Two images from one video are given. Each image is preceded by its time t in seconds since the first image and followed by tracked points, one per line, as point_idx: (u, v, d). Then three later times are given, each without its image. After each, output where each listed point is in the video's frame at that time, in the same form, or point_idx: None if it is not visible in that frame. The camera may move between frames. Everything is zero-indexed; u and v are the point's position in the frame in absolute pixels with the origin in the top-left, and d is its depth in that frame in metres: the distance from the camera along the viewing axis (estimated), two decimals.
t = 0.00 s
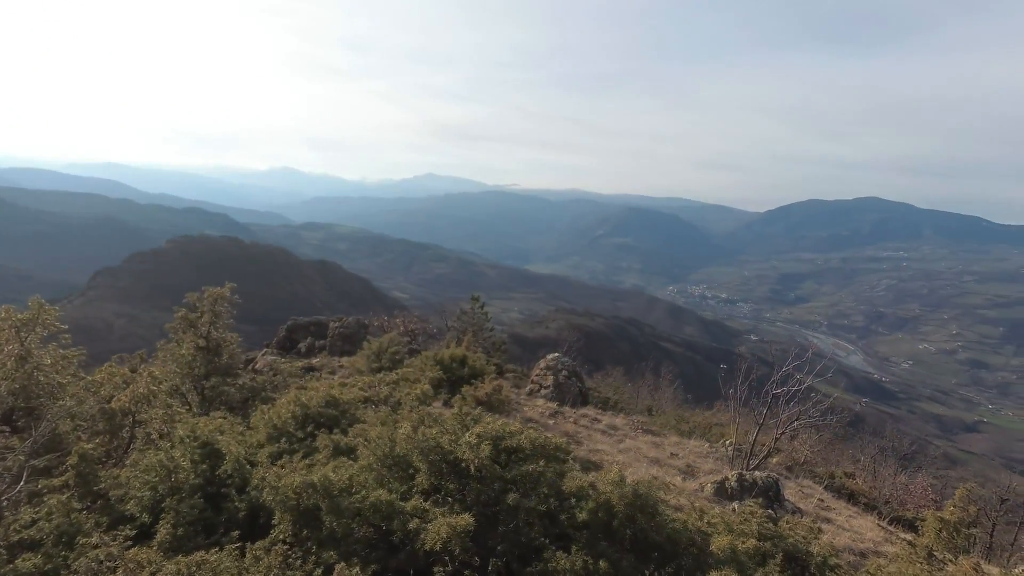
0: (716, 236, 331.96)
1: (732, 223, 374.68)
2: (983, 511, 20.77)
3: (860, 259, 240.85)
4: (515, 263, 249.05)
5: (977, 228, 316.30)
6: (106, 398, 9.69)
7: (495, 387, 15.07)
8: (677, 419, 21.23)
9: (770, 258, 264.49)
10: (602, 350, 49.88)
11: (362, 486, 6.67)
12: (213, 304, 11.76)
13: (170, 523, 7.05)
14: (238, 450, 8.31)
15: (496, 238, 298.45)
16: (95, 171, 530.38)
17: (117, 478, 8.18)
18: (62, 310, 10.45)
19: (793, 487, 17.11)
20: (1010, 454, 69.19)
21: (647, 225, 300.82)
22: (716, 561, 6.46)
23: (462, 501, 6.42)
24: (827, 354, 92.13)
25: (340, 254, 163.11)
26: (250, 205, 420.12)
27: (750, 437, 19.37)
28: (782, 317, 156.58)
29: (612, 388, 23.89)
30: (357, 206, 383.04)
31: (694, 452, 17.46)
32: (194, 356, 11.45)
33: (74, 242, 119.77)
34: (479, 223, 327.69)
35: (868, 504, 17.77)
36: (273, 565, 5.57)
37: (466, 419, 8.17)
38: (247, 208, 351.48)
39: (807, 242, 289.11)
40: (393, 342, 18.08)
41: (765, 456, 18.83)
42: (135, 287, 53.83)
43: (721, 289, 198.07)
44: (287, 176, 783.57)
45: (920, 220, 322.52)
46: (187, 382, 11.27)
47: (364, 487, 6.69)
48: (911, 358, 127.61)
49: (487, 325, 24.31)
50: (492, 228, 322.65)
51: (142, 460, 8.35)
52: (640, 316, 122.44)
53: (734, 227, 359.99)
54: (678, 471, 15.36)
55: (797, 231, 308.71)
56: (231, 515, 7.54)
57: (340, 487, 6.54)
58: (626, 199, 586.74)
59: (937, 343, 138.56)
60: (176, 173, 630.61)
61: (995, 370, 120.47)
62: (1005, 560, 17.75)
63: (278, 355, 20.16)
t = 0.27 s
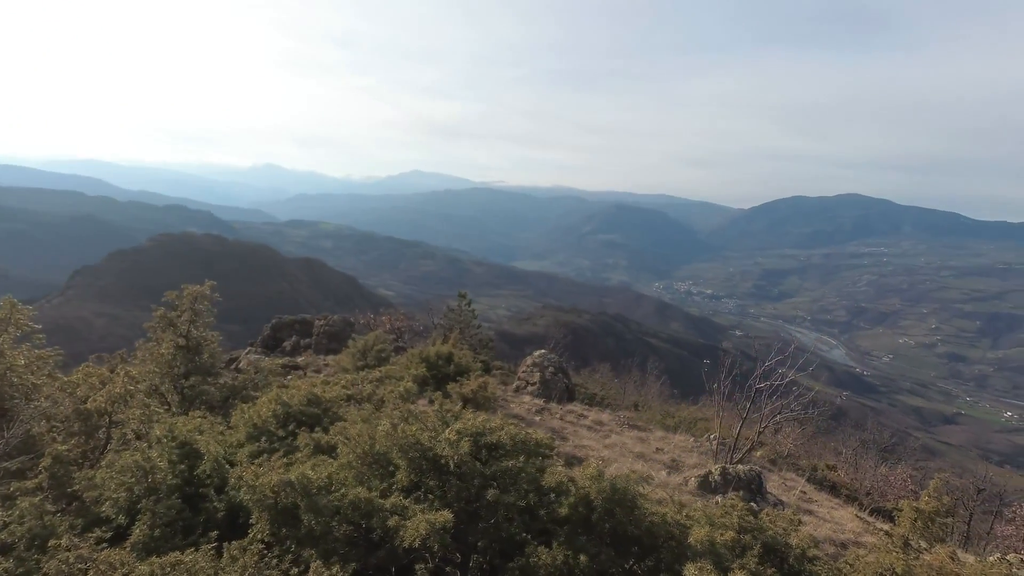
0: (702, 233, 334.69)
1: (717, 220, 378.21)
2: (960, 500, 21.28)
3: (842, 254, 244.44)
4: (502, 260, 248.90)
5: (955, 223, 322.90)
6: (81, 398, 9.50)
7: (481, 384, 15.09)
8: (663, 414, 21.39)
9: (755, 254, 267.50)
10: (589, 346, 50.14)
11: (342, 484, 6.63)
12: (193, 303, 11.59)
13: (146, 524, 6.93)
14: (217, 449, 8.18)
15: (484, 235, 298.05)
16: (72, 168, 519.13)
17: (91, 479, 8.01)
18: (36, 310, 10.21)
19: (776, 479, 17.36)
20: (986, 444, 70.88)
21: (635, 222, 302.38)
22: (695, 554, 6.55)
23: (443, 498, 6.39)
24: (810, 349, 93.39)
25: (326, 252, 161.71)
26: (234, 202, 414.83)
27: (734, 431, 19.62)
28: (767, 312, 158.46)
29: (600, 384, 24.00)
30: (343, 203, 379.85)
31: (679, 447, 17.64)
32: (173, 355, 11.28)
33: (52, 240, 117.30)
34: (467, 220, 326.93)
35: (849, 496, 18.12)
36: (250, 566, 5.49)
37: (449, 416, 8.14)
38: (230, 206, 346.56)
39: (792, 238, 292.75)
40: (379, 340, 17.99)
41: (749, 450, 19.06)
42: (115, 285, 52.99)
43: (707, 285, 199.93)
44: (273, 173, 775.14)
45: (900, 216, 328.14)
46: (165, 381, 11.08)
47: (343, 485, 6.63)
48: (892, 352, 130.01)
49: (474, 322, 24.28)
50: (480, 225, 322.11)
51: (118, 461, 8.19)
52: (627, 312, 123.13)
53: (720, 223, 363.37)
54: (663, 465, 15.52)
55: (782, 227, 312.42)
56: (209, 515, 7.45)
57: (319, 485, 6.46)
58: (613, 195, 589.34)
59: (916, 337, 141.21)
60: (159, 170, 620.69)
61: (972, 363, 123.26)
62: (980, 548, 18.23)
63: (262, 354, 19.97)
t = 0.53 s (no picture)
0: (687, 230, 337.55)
1: (701, 217, 381.93)
2: (937, 491, 21.82)
3: (823, 251, 248.51)
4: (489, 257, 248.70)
5: (932, 220, 329.68)
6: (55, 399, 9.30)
7: (466, 382, 15.11)
8: (647, 410, 21.57)
9: (739, 250, 270.22)
10: (575, 343, 50.40)
11: (320, 484, 6.56)
12: (171, 302, 11.43)
13: (120, 527, 6.82)
14: (194, 449, 8.06)
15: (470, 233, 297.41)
16: (46, 165, 506.34)
17: (64, 482, 7.86)
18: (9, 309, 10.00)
19: (758, 473, 17.62)
20: (962, 436, 72.53)
21: (621, 220, 304.03)
22: (672, 546, 6.63)
23: (420, 497, 6.36)
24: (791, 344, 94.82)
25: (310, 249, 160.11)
26: (216, 200, 408.67)
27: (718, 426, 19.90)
28: (750, 308, 160.43)
29: (585, 381, 24.13)
30: (328, 200, 376.15)
31: (663, 442, 17.81)
32: (150, 355, 11.10)
33: (26, 238, 114.50)
34: (454, 218, 326.08)
35: (829, 488, 18.50)
36: (225, 565, 5.46)
37: (427, 413, 8.12)
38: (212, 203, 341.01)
39: (775, 235, 296.51)
40: (363, 339, 17.95)
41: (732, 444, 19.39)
42: (92, 284, 52.04)
43: (691, 281, 201.83)
44: (255, 170, 764.61)
45: (879, 213, 334.19)
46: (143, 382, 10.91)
47: (321, 484, 6.57)
48: (872, 346, 132.42)
49: (460, 320, 24.25)
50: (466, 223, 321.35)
51: (92, 463, 8.03)
52: (612, 309, 123.86)
53: (704, 220, 366.92)
54: (647, 460, 15.64)
55: (765, 224, 316.27)
56: (186, 516, 7.34)
57: (296, 485, 6.38)
58: (599, 193, 591.79)
59: (895, 332, 144.01)
60: (138, 167, 609.03)
61: (949, 357, 125.99)
62: (955, 537, 18.75)
63: (246, 353, 19.78)
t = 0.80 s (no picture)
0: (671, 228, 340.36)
1: (685, 215, 385.49)
2: (914, 483, 22.34)
3: (804, 248, 252.32)
4: (474, 255, 248.25)
5: (909, 218, 336.96)
6: (24, 401, 9.09)
7: (449, 380, 15.13)
8: (631, 406, 21.72)
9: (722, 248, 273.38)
10: (560, 341, 50.62)
11: (295, 482, 6.48)
12: (146, 300, 11.27)
13: (90, 529, 6.69)
14: (168, 449, 7.92)
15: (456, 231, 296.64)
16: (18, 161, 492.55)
17: (34, 484, 7.67)
18: None
19: (740, 467, 17.87)
20: (938, 429, 74.22)
21: (606, 218, 305.63)
22: (646, 539, 6.72)
23: (398, 493, 6.31)
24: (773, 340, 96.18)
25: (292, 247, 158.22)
26: (196, 197, 401.78)
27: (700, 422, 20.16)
28: (733, 305, 162.49)
29: (570, 378, 24.24)
30: (311, 198, 372.01)
31: (647, 438, 17.98)
32: (125, 355, 10.92)
33: None
34: (439, 216, 324.93)
35: (809, 482, 18.83)
36: (197, 565, 5.37)
37: (405, 410, 8.08)
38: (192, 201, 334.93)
39: (757, 233, 300.52)
40: (346, 338, 17.85)
41: (714, 440, 19.64)
42: (68, 283, 51.00)
43: (675, 279, 203.75)
44: (237, 168, 753.06)
45: (858, 211, 340.42)
46: (117, 382, 10.73)
47: (296, 483, 6.48)
48: (851, 342, 134.93)
49: (445, 317, 24.22)
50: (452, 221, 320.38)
51: (62, 465, 7.86)
52: (597, 307, 124.48)
53: (687, 218, 370.57)
54: (629, 456, 15.78)
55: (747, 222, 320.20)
56: (160, 517, 7.21)
57: (270, 483, 6.29)
58: (584, 191, 594.04)
59: (873, 327, 146.86)
60: (115, 164, 596.11)
61: (925, 352, 128.91)
62: (930, 528, 19.23)
63: (227, 352, 19.54)
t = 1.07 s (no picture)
0: (655, 225, 343.24)
1: (668, 212, 388.98)
2: (889, 475, 22.89)
3: (783, 246, 256.24)
4: (458, 253, 247.67)
5: (885, 215, 344.15)
6: None
7: (429, 379, 15.16)
8: (613, 402, 21.90)
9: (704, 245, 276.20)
10: (544, 338, 50.85)
11: (268, 480, 6.35)
12: (117, 299, 11.04)
13: (56, 532, 6.50)
14: (137, 451, 7.74)
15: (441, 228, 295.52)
16: None
17: None
18: None
19: (719, 461, 18.13)
20: (912, 422, 76.08)
21: (590, 215, 307.06)
22: (619, 533, 6.78)
23: (372, 492, 6.19)
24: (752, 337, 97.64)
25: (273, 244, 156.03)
26: (174, 194, 393.97)
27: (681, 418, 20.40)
28: (715, 303, 164.62)
29: (553, 375, 24.33)
30: (293, 195, 367.27)
31: (628, 434, 18.17)
32: (95, 355, 10.67)
33: None
34: (424, 214, 323.36)
35: (787, 475, 19.17)
36: (161, 567, 5.20)
37: (380, 407, 7.97)
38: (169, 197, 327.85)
39: (739, 231, 304.53)
40: (327, 336, 17.75)
41: (695, 435, 19.87)
42: (39, 282, 49.79)
43: (657, 276, 205.67)
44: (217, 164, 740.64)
45: (836, 209, 346.64)
46: (85, 383, 10.50)
47: (267, 480, 6.34)
48: (829, 337, 137.57)
49: (428, 315, 24.17)
50: (437, 218, 319.17)
51: (27, 468, 7.66)
52: (581, 304, 125.07)
53: (670, 215, 374.05)
54: (610, 452, 15.90)
55: (729, 220, 323.96)
56: (129, 518, 7.04)
57: (239, 481, 6.11)
58: (568, 189, 595.78)
59: (850, 323, 149.87)
60: (89, 159, 581.76)
61: (899, 347, 131.84)
62: (904, 519, 19.65)
63: (205, 352, 19.25)
